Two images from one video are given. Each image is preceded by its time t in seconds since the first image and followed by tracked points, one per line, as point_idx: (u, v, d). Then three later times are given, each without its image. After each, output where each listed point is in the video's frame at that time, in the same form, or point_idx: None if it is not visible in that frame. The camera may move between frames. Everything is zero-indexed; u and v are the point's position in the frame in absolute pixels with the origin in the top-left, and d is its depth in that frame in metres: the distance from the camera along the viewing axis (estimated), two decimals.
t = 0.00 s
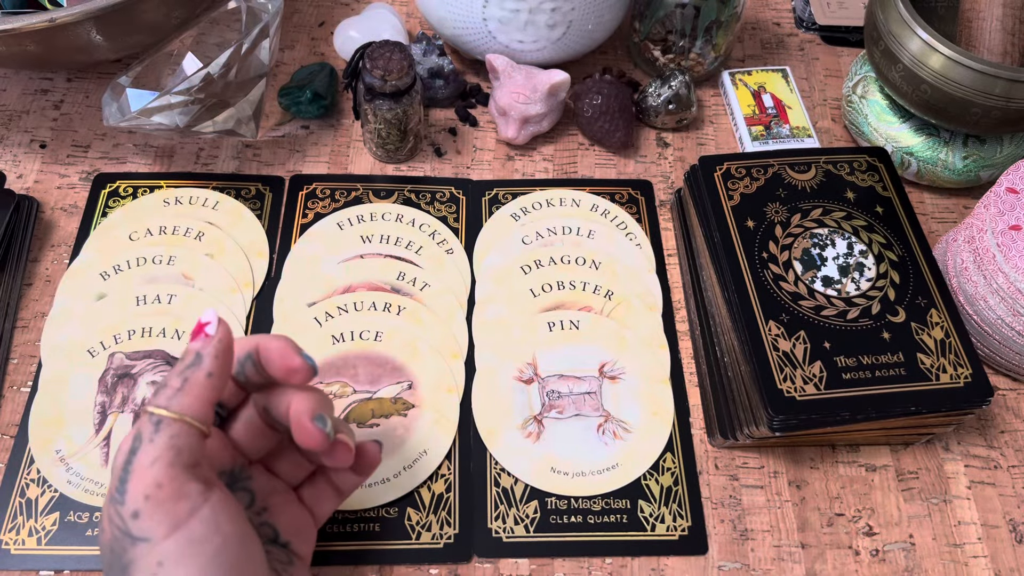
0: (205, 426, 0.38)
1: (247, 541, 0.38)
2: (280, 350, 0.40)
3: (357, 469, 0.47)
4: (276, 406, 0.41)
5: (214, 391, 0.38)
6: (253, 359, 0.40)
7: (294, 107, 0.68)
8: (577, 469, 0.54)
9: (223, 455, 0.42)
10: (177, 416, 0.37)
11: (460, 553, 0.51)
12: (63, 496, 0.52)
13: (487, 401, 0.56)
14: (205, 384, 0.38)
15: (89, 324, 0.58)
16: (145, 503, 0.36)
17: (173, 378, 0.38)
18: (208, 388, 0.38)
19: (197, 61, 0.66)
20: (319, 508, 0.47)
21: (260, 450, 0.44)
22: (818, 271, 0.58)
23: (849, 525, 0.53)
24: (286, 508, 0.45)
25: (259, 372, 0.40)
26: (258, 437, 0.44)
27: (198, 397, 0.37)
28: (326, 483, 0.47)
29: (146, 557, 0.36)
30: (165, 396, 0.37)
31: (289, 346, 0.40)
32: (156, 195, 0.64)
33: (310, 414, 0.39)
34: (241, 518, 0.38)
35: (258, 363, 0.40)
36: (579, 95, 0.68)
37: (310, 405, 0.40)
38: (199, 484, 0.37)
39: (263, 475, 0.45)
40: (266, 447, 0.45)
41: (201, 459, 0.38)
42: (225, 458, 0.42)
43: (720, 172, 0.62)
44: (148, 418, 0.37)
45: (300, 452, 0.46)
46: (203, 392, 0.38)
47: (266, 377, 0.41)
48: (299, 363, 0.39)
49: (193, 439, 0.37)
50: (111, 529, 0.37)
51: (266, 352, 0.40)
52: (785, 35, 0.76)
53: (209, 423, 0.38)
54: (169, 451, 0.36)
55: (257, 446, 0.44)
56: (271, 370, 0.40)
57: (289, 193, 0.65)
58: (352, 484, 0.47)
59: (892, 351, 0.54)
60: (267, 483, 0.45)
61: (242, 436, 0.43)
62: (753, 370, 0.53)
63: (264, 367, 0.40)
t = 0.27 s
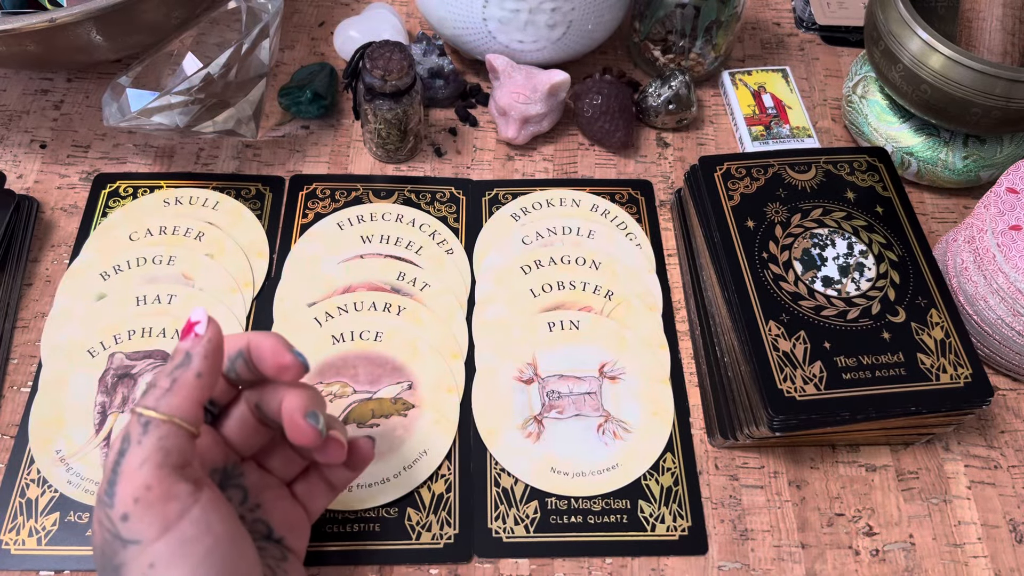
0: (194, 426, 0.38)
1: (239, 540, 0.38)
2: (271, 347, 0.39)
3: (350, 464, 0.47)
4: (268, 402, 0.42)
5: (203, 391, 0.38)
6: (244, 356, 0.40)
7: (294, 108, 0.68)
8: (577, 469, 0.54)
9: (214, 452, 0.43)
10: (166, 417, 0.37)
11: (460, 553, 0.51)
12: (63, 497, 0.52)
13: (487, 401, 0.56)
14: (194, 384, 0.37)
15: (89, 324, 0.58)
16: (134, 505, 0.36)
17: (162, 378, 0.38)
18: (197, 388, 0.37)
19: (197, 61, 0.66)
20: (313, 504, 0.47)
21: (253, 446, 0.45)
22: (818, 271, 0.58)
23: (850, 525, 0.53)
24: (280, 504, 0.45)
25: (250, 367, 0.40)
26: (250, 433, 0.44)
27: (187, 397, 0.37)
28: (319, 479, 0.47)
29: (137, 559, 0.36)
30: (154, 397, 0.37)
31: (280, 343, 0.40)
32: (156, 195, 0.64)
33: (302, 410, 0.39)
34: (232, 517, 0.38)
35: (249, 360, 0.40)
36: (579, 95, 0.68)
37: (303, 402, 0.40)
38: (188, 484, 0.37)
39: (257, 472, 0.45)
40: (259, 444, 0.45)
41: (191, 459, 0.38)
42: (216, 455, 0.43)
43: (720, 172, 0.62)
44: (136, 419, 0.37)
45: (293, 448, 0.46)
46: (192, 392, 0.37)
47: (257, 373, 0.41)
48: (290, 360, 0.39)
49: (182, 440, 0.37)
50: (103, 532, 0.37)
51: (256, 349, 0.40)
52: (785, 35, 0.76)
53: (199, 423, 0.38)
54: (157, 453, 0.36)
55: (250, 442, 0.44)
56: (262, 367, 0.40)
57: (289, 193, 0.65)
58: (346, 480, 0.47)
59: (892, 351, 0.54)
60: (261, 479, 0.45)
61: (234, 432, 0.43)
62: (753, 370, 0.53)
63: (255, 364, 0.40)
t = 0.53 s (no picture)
0: (193, 430, 0.38)
1: (238, 542, 0.38)
2: (273, 350, 0.40)
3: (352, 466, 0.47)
4: (271, 404, 0.42)
5: (203, 393, 0.38)
6: (246, 357, 0.40)
7: (294, 108, 0.68)
8: (577, 469, 0.54)
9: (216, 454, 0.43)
10: (165, 421, 0.37)
11: (460, 553, 0.51)
12: (63, 497, 0.52)
13: (487, 401, 0.56)
14: (194, 386, 0.38)
15: (89, 324, 0.58)
16: (132, 509, 0.36)
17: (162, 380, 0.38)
18: (196, 391, 0.38)
19: (197, 61, 0.66)
20: (315, 506, 0.47)
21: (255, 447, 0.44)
22: (818, 271, 0.58)
23: (849, 524, 0.53)
24: (282, 505, 0.45)
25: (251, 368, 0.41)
26: (251, 435, 0.44)
27: (187, 400, 0.37)
28: (322, 481, 0.47)
29: (136, 563, 0.36)
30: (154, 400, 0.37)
31: (281, 345, 0.40)
32: (156, 195, 0.64)
33: (303, 412, 0.39)
34: (231, 520, 0.39)
35: (250, 361, 0.40)
36: (579, 95, 0.68)
37: (304, 405, 0.40)
38: (187, 487, 0.37)
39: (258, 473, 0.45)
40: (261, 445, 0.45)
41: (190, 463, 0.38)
42: (219, 457, 0.43)
43: (720, 172, 0.62)
44: (136, 422, 0.37)
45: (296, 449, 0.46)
46: (191, 395, 0.37)
47: (259, 375, 0.41)
48: (292, 363, 0.40)
49: (181, 443, 0.37)
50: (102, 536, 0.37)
51: (258, 351, 0.40)
52: (785, 35, 0.76)
53: (198, 427, 0.38)
54: (155, 457, 0.36)
55: (252, 444, 0.44)
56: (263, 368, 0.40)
57: (289, 193, 0.65)
58: (349, 482, 0.47)
59: (892, 351, 0.54)
60: (263, 480, 0.45)
61: (236, 434, 0.43)
62: (753, 369, 0.53)
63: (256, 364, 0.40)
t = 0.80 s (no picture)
0: (194, 430, 0.38)
1: (238, 543, 0.38)
2: (278, 350, 0.39)
3: (355, 468, 0.47)
4: (275, 404, 0.41)
5: (204, 394, 0.37)
6: (249, 357, 0.40)
7: (294, 107, 0.68)
8: (577, 469, 0.54)
9: (219, 454, 0.43)
10: (165, 421, 0.37)
11: (460, 553, 0.51)
12: (63, 496, 0.52)
13: (487, 401, 0.56)
14: (196, 387, 0.37)
15: (89, 324, 0.58)
16: (132, 510, 0.36)
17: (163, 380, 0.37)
18: (198, 391, 0.37)
19: (197, 61, 0.66)
20: (318, 506, 0.47)
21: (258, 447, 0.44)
22: (818, 271, 0.58)
23: (849, 525, 0.53)
24: (284, 506, 0.45)
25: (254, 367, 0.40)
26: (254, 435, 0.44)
27: (188, 399, 0.37)
28: (325, 481, 0.47)
29: (135, 564, 0.36)
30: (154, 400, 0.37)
31: (287, 345, 0.39)
32: (156, 195, 0.64)
33: (306, 414, 0.39)
34: (230, 521, 0.39)
35: (254, 361, 0.40)
36: (579, 95, 0.68)
37: (307, 406, 0.40)
38: (186, 488, 0.37)
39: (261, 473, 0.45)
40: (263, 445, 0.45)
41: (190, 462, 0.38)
42: (221, 457, 0.43)
43: (720, 172, 0.62)
44: (137, 422, 0.37)
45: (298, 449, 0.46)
46: (192, 396, 0.37)
47: (263, 375, 0.40)
48: (297, 364, 0.39)
49: (182, 444, 0.37)
50: (101, 535, 0.37)
51: (263, 351, 0.39)
52: (785, 35, 0.76)
53: (199, 427, 0.38)
54: (155, 457, 0.36)
55: (255, 444, 0.44)
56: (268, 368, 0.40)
57: (289, 193, 0.65)
58: (351, 483, 0.47)
59: (892, 351, 0.54)
60: (265, 480, 0.45)
61: (239, 434, 0.43)
62: (752, 369, 0.53)
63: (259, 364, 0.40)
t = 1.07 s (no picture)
0: (194, 431, 0.38)
1: (238, 543, 0.38)
2: (277, 352, 0.39)
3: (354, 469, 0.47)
4: (274, 406, 0.41)
5: (204, 395, 0.38)
6: (248, 359, 0.40)
7: (294, 108, 0.68)
8: (577, 469, 0.54)
9: (218, 456, 0.43)
10: (165, 422, 0.37)
11: (460, 553, 0.51)
12: (63, 497, 0.52)
13: (487, 401, 0.56)
14: (195, 388, 0.37)
15: (89, 324, 0.58)
16: (131, 510, 0.36)
17: (163, 381, 0.37)
18: (197, 393, 0.37)
19: (197, 61, 0.66)
20: (317, 508, 0.47)
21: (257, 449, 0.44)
22: (818, 271, 0.58)
23: (849, 524, 0.53)
24: (283, 507, 0.45)
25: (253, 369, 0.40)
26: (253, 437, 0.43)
27: (189, 400, 0.37)
28: (324, 483, 0.47)
29: (135, 564, 0.36)
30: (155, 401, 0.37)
31: (285, 347, 0.39)
32: (156, 195, 0.64)
33: (305, 414, 0.39)
34: (230, 521, 0.39)
35: (252, 363, 0.40)
36: (579, 95, 0.68)
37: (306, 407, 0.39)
38: (186, 488, 0.37)
39: (260, 475, 0.45)
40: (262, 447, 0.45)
41: (188, 463, 0.38)
42: (220, 458, 0.43)
43: (720, 172, 0.62)
44: (137, 423, 0.37)
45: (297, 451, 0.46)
46: (192, 397, 0.37)
47: (262, 377, 0.40)
48: (295, 366, 0.39)
49: (181, 444, 0.37)
50: (101, 536, 0.37)
51: (262, 353, 0.39)
52: (785, 35, 0.76)
53: (199, 428, 0.38)
54: (155, 458, 0.36)
55: (253, 446, 0.44)
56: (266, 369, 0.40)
57: (289, 193, 0.65)
58: (350, 484, 0.47)
59: (892, 351, 0.54)
60: (264, 482, 0.45)
61: (238, 436, 0.43)
62: (753, 369, 0.53)
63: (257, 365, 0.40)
